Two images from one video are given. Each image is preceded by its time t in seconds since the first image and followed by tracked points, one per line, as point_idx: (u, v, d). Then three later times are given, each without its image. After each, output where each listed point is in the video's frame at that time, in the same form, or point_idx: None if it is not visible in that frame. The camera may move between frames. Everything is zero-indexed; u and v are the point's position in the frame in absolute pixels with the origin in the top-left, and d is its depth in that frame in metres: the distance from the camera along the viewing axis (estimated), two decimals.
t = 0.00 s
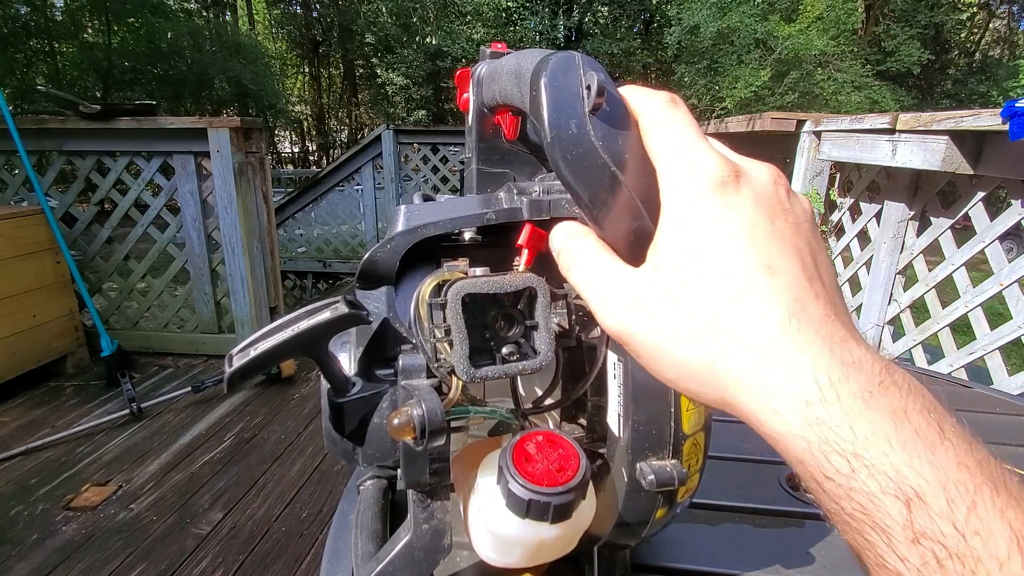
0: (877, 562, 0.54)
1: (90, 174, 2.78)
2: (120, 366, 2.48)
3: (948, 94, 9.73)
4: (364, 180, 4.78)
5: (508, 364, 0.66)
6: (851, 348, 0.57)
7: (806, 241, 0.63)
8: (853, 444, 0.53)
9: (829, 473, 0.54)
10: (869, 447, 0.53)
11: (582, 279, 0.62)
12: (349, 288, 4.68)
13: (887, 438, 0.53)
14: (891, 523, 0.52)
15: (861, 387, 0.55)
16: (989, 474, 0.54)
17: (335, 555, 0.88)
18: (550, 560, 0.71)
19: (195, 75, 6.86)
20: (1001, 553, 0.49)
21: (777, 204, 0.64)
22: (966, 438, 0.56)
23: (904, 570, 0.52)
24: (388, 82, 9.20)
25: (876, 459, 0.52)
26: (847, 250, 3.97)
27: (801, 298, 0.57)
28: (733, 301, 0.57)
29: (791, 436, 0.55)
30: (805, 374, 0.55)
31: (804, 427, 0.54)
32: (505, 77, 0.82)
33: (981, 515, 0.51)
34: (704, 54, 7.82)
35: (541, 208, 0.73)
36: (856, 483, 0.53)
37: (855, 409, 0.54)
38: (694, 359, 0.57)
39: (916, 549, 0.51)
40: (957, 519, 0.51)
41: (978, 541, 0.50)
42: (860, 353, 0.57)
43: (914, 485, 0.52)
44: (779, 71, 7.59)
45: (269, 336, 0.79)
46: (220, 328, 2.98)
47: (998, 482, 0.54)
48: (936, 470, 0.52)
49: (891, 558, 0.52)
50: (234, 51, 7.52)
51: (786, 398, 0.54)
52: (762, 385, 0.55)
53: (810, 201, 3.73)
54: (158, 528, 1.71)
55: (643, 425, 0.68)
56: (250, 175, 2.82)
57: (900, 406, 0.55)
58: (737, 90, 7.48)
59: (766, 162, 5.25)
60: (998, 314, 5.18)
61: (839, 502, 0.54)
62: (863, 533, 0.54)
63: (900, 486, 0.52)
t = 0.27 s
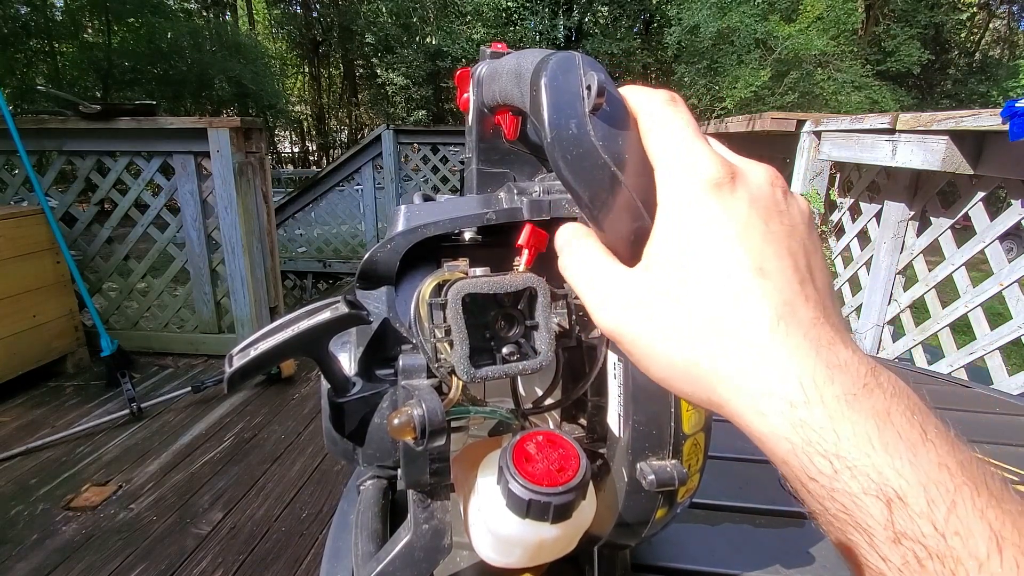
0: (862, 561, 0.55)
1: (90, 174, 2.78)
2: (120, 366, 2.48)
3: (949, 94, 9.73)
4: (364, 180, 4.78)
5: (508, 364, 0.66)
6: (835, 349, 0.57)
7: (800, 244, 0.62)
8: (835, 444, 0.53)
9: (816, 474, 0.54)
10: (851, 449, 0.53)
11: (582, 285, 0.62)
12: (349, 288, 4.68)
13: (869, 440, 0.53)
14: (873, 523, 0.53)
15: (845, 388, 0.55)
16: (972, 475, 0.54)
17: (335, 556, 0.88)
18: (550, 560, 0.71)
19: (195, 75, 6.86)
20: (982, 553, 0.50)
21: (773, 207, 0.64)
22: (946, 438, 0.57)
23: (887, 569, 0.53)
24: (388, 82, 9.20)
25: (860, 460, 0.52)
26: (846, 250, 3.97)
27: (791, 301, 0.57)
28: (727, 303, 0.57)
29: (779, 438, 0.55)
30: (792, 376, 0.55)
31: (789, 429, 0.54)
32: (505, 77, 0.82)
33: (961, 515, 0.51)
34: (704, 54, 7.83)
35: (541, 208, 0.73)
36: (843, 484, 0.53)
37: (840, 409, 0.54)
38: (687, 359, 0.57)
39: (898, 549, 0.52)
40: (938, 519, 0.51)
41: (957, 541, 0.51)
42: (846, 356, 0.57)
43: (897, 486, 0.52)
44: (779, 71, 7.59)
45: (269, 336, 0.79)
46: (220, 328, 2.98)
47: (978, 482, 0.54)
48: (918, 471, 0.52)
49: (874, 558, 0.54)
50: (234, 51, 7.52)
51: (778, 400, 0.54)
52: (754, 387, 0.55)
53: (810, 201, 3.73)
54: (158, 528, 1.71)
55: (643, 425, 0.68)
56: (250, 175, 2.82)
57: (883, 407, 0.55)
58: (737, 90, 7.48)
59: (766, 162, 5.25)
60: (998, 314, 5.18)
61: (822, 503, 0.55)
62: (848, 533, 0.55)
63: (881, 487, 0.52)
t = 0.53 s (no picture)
0: (851, 555, 0.57)
1: (90, 174, 2.78)
2: (120, 366, 2.48)
3: (948, 94, 9.73)
4: (364, 180, 4.78)
5: (509, 364, 0.66)
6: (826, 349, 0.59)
7: (799, 243, 0.63)
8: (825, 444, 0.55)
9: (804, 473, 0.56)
10: (841, 449, 0.55)
11: (583, 277, 0.63)
12: (349, 288, 4.67)
13: (859, 440, 0.55)
14: (862, 521, 0.55)
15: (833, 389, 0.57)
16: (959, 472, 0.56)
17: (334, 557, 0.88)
18: (550, 560, 0.71)
19: (195, 75, 6.86)
20: (969, 550, 0.52)
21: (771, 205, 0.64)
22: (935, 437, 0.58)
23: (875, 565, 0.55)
24: (388, 82, 9.20)
25: (849, 460, 0.54)
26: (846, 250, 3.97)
27: (786, 300, 0.58)
28: (725, 305, 0.58)
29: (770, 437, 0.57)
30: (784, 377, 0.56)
31: (780, 429, 0.56)
32: (505, 77, 0.82)
33: (948, 513, 0.53)
34: (704, 54, 7.84)
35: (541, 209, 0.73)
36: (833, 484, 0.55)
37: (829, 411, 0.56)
38: (687, 359, 0.59)
39: (887, 547, 0.54)
40: (926, 517, 0.53)
41: (946, 539, 0.52)
42: (840, 356, 0.59)
43: (885, 484, 0.54)
44: (779, 71, 7.59)
45: (269, 336, 0.79)
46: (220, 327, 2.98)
47: (967, 480, 0.56)
48: (907, 470, 0.54)
49: (864, 555, 0.55)
50: (234, 51, 7.52)
51: (772, 400, 0.56)
52: (751, 387, 0.57)
53: (810, 201, 3.73)
54: (158, 528, 1.71)
55: (644, 425, 0.68)
56: (250, 175, 2.82)
57: (873, 407, 0.57)
58: (737, 90, 7.48)
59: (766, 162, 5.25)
60: (998, 314, 5.18)
61: (813, 501, 0.57)
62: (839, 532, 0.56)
63: (870, 486, 0.54)
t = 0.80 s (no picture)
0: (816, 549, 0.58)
1: (90, 175, 2.78)
2: (120, 366, 2.48)
3: (948, 94, 9.74)
4: (364, 180, 4.78)
5: (508, 364, 0.66)
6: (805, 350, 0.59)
7: (788, 245, 0.63)
8: (796, 442, 0.55)
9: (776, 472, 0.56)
10: (809, 445, 0.55)
11: (576, 269, 0.64)
12: (350, 288, 4.68)
13: (828, 437, 0.55)
14: (829, 515, 0.55)
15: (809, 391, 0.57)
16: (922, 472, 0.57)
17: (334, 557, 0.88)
18: (550, 560, 0.71)
19: (195, 75, 6.87)
20: (933, 544, 0.53)
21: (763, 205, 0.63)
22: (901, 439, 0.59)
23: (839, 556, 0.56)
24: (388, 82, 9.22)
25: (818, 456, 0.55)
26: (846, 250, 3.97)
27: (770, 302, 0.58)
28: (719, 304, 0.58)
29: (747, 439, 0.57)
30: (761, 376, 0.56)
31: (750, 426, 0.56)
32: (504, 77, 0.82)
33: (914, 508, 0.54)
34: (704, 54, 7.84)
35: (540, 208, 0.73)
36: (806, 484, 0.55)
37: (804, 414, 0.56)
38: (669, 354, 0.60)
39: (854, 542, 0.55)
40: (891, 512, 0.54)
41: (911, 534, 0.53)
42: (820, 356, 0.59)
43: (851, 480, 0.54)
44: (779, 71, 7.59)
45: (269, 336, 0.79)
46: (220, 328, 2.98)
47: (932, 477, 0.57)
48: (875, 468, 0.55)
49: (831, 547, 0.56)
50: (234, 51, 7.53)
51: (758, 400, 0.56)
52: (730, 384, 0.57)
53: (810, 201, 3.74)
54: (158, 528, 1.71)
55: (643, 424, 0.68)
56: (250, 175, 2.82)
57: (847, 407, 0.58)
58: (737, 90, 7.49)
59: (766, 162, 5.25)
60: (998, 314, 5.18)
61: (782, 496, 0.57)
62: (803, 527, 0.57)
63: (838, 481, 0.55)
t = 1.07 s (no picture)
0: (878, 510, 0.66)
1: (90, 175, 2.78)
2: (120, 366, 2.48)
3: (948, 94, 9.74)
4: (364, 180, 4.78)
5: (508, 364, 0.66)
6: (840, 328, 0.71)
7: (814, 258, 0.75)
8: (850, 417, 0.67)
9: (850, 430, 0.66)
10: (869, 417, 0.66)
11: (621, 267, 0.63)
12: (350, 288, 4.68)
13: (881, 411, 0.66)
14: (892, 476, 0.64)
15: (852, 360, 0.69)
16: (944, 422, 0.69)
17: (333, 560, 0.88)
18: (550, 560, 0.71)
19: (195, 75, 6.87)
20: (974, 494, 0.63)
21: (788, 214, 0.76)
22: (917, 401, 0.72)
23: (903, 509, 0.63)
24: (388, 82, 9.22)
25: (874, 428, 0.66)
26: (846, 250, 3.97)
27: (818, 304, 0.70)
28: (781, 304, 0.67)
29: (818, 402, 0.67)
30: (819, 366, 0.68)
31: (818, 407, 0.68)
32: (504, 77, 0.82)
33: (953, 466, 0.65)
34: (704, 54, 7.85)
35: (541, 208, 0.73)
36: (873, 435, 0.65)
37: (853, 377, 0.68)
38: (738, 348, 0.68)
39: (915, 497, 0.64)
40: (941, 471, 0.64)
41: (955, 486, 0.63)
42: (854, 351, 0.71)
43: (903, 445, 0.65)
44: (779, 72, 7.60)
45: (269, 336, 0.79)
46: (220, 328, 2.98)
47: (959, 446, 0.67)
48: (916, 434, 0.66)
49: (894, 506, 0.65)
50: (234, 51, 7.53)
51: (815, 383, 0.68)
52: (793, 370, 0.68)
53: (810, 201, 3.74)
54: (158, 528, 1.71)
55: (642, 425, 0.68)
56: (250, 175, 2.82)
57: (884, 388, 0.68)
58: (737, 90, 7.49)
59: (766, 162, 5.25)
60: (998, 314, 5.18)
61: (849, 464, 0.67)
62: (861, 484, 0.65)
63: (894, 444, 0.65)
